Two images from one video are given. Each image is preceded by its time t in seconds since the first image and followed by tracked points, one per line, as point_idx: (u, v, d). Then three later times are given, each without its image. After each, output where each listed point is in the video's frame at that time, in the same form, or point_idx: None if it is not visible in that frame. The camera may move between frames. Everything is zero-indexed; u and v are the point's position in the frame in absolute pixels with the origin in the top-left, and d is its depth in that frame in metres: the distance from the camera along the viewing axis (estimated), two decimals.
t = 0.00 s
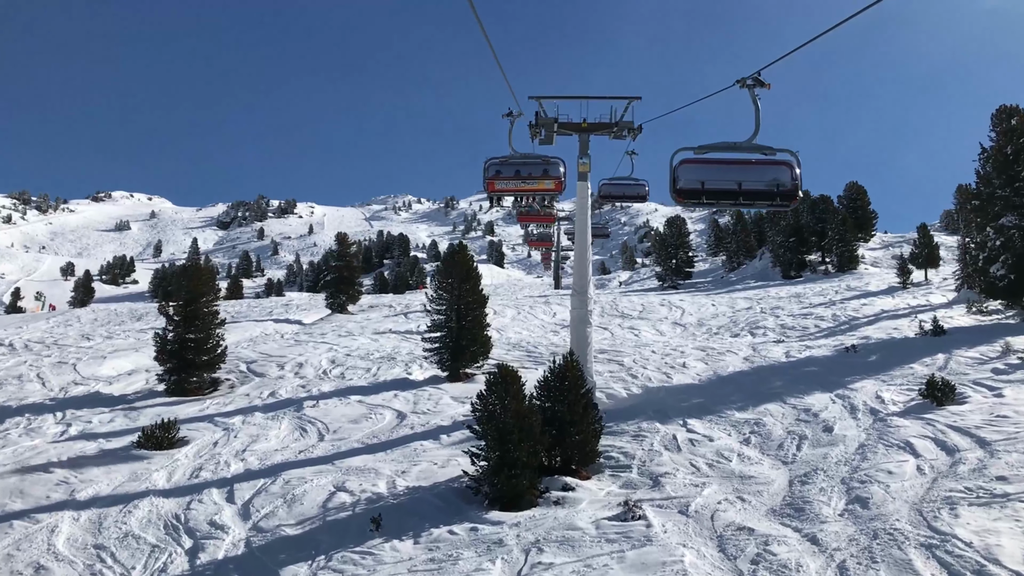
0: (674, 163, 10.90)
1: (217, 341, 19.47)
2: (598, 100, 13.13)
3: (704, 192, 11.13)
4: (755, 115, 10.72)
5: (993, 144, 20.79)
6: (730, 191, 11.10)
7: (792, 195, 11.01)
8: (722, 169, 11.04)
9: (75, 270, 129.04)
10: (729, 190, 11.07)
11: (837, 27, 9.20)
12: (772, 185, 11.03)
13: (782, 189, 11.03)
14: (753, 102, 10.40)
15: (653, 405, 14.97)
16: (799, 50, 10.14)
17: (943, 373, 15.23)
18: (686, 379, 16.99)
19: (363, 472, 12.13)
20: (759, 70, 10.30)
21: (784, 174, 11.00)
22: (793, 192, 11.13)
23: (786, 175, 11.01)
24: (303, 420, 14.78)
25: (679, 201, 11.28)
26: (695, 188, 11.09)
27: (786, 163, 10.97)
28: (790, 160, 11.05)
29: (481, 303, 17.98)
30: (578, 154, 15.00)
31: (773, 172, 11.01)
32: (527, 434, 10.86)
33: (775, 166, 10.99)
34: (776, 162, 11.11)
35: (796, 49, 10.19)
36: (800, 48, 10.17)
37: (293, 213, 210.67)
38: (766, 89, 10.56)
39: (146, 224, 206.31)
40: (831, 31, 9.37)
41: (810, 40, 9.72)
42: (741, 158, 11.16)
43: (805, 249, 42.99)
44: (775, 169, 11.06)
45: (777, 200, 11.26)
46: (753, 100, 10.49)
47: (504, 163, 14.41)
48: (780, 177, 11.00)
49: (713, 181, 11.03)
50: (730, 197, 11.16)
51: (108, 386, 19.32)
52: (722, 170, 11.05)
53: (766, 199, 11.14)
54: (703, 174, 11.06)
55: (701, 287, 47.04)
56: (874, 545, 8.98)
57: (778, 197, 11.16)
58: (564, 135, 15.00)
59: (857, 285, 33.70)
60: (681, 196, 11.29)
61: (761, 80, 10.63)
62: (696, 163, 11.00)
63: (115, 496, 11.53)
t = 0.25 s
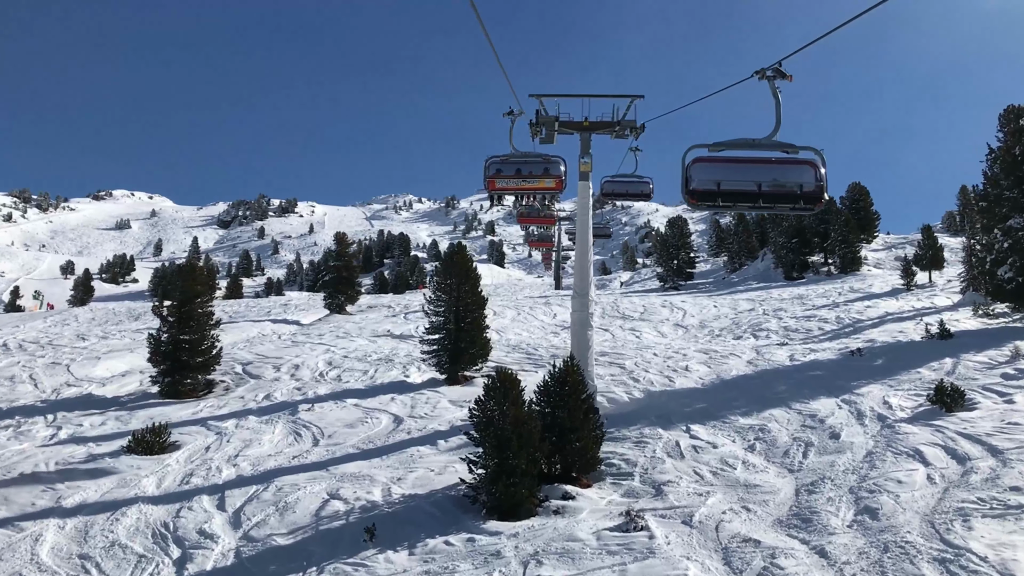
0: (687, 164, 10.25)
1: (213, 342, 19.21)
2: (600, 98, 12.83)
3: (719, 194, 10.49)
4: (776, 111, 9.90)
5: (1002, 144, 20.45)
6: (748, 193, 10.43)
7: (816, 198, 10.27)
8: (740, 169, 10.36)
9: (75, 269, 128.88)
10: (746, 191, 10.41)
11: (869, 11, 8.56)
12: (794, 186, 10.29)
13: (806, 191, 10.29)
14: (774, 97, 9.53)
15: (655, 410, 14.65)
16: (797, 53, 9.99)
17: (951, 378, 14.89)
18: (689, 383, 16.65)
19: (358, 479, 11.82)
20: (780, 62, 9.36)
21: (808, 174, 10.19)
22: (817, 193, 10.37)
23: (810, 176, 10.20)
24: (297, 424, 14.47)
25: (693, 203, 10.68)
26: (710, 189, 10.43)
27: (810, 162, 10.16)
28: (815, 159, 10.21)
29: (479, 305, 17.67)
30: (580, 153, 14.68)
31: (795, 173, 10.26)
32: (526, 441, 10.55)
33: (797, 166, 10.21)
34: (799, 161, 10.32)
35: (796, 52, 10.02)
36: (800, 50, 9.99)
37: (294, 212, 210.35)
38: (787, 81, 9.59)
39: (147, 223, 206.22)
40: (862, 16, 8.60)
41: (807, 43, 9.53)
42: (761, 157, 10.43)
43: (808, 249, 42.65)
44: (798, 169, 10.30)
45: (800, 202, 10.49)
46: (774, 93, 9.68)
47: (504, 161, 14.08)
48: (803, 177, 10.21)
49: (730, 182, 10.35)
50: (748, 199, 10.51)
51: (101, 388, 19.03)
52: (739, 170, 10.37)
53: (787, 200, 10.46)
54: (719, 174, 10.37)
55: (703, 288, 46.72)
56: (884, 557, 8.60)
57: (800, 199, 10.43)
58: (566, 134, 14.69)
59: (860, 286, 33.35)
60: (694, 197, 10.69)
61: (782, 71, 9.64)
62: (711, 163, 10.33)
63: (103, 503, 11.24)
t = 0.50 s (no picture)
0: (700, 161, 9.19)
1: (208, 342, 18.96)
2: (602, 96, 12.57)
3: (736, 196, 9.36)
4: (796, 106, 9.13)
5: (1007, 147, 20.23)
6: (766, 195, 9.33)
7: (842, 201, 9.18)
8: (758, 168, 9.27)
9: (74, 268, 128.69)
10: (766, 194, 9.30)
11: None
12: (818, 187, 9.20)
13: (831, 193, 9.19)
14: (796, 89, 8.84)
15: (656, 415, 14.37)
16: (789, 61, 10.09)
17: (958, 383, 14.59)
18: (690, 388, 16.36)
19: (352, 486, 11.54)
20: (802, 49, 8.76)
21: (833, 174, 9.14)
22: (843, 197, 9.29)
23: (835, 177, 9.15)
24: (291, 428, 14.20)
25: (706, 207, 9.50)
26: (725, 190, 9.33)
27: (835, 160, 9.15)
28: (838, 159, 9.25)
29: (478, 307, 17.39)
30: (581, 152, 14.41)
31: (820, 173, 9.19)
32: (525, 448, 10.28)
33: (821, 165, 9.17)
34: (822, 160, 9.31)
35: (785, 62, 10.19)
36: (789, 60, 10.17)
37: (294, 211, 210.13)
38: (809, 72, 8.91)
39: (147, 222, 206.09)
40: None
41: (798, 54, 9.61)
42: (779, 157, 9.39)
43: (809, 251, 42.40)
44: (821, 169, 9.24)
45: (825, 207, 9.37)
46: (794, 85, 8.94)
47: (504, 160, 13.79)
48: (828, 178, 9.15)
49: (748, 182, 9.25)
50: (767, 202, 9.36)
51: (93, 390, 18.74)
52: (757, 170, 9.29)
53: (811, 204, 9.30)
54: (735, 174, 9.30)
55: (703, 289, 46.48)
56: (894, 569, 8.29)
57: (825, 203, 9.30)
58: (567, 134, 14.43)
59: (863, 288, 33.07)
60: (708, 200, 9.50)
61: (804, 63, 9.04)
62: (727, 161, 9.26)
63: (91, 510, 10.95)
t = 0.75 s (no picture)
0: (717, 159, 8.05)
1: (201, 344, 18.65)
2: (603, 94, 12.26)
3: (758, 199, 8.23)
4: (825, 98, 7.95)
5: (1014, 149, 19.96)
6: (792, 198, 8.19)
7: (879, 205, 8.05)
8: (783, 168, 8.15)
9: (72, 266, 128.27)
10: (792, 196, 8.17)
11: None
12: (851, 190, 8.09)
13: (866, 196, 8.07)
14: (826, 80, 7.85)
15: (657, 421, 14.05)
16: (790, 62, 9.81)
17: (966, 390, 14.27)
18: (692, 393, 16.03)
19: (345, 493, 11.23)
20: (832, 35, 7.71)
21: (867, 174, 8.02)
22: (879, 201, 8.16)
23: (869, 177, 8.04)
24: (284, 433, 13.88)
25: (725, 212, 8.36)
26: (747, 193, 8.21)
27: (870, 160, 8.06)
28: (872, 158, 8.13)
29: (476, 310, 17.07)
30: (582, 152, 14.11)
31: (853, 173, 8.07)
32: (522, 457, 9.96)
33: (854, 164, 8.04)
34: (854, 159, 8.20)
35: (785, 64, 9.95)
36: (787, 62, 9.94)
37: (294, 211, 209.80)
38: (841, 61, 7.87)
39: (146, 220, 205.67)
40: None
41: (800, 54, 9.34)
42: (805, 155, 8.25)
43: (811, 253, 42.12)
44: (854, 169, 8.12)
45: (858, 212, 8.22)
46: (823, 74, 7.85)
47: (504, 160, 13.48)
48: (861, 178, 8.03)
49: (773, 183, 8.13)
50: (794, 206, 8.23)
51: (84, 391, 18.42)
52: (783, 170, 8.15)
53: (842, 208, 8.16)
54: (757, 174, 8.15)
55: (704, 291, 46.20)
56: None
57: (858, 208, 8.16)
58: (568, 133, 14.11)
59: (865, 291, 32.78)
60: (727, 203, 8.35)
61: (834, 50, 8.00)
62: (749, 160, 8.13)
63: (75, 518, 10.62)
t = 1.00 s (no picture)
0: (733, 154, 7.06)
1: (194, 344, 18.33)
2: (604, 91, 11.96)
3: (782, 201, 7.15)
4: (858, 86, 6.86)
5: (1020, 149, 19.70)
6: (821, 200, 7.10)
7: (921, 208, 6.93)
8: (810, 165, 7.07)
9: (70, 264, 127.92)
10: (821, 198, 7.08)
11: None
12: (887, 190, 7.01)
13: (905, 198, 6.98)
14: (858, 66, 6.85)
15: (658, 426, 13.75)
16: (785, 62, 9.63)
17: (973, 395, 13.96)
18: (693, 397, 15.73)
19: (337, 500, 10.92)
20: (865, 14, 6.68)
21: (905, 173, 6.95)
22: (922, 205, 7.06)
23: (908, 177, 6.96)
24: (276, 436, 13.57)
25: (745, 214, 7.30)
26: (769, 193, 7.13)
27: (908, 156, 7.00)
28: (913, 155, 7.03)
29: (474, 311, 16.76)
30: (582, 151, 13.80)
31: (890, 171, 6.99)
32: (520, 463, 9.66)
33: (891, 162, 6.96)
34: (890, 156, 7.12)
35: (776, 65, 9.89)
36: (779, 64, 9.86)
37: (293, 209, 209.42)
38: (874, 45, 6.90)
39: (145, 218, 205.31)
40: None
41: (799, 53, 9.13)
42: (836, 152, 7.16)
43: (812, 254, 41.87)
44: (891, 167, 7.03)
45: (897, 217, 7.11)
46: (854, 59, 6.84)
47: (504, 158, 13.19)
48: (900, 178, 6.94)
49: (799, 182, 7.06)
50: (824, 207, 7.13)
51: (75, 392, 18.11)
52: (809, 166, 7.08)
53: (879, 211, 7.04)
54: (781, 172, 7.09)
55: (704, 292, 45.93)
56: None
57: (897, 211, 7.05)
58: (568, 131, 13.81)
59: (867, 293, 32.49)
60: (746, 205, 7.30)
61: (865, 34, 7.01)
62: (769, 155, 7.10)
63: (59, 524, 10.29)
